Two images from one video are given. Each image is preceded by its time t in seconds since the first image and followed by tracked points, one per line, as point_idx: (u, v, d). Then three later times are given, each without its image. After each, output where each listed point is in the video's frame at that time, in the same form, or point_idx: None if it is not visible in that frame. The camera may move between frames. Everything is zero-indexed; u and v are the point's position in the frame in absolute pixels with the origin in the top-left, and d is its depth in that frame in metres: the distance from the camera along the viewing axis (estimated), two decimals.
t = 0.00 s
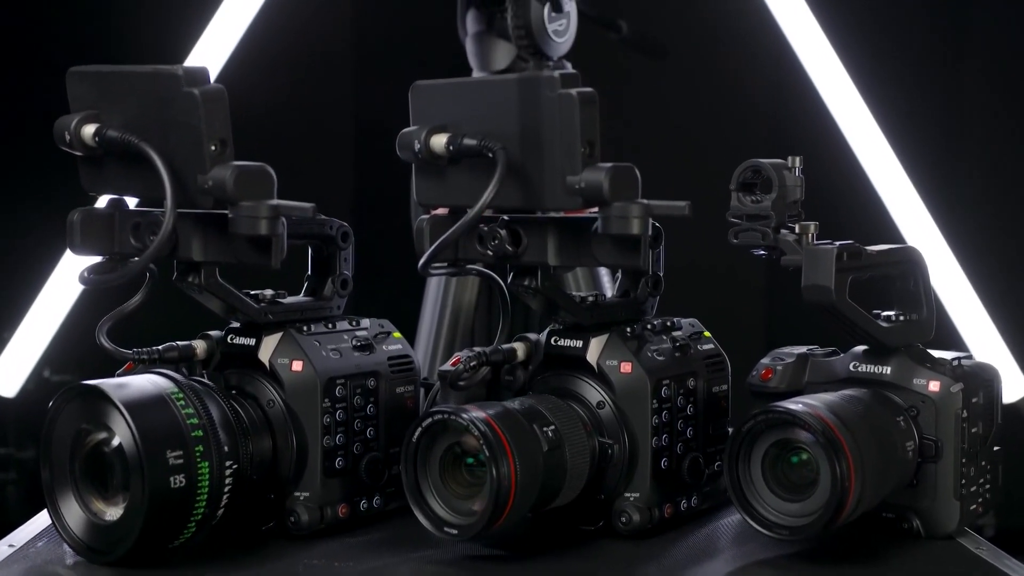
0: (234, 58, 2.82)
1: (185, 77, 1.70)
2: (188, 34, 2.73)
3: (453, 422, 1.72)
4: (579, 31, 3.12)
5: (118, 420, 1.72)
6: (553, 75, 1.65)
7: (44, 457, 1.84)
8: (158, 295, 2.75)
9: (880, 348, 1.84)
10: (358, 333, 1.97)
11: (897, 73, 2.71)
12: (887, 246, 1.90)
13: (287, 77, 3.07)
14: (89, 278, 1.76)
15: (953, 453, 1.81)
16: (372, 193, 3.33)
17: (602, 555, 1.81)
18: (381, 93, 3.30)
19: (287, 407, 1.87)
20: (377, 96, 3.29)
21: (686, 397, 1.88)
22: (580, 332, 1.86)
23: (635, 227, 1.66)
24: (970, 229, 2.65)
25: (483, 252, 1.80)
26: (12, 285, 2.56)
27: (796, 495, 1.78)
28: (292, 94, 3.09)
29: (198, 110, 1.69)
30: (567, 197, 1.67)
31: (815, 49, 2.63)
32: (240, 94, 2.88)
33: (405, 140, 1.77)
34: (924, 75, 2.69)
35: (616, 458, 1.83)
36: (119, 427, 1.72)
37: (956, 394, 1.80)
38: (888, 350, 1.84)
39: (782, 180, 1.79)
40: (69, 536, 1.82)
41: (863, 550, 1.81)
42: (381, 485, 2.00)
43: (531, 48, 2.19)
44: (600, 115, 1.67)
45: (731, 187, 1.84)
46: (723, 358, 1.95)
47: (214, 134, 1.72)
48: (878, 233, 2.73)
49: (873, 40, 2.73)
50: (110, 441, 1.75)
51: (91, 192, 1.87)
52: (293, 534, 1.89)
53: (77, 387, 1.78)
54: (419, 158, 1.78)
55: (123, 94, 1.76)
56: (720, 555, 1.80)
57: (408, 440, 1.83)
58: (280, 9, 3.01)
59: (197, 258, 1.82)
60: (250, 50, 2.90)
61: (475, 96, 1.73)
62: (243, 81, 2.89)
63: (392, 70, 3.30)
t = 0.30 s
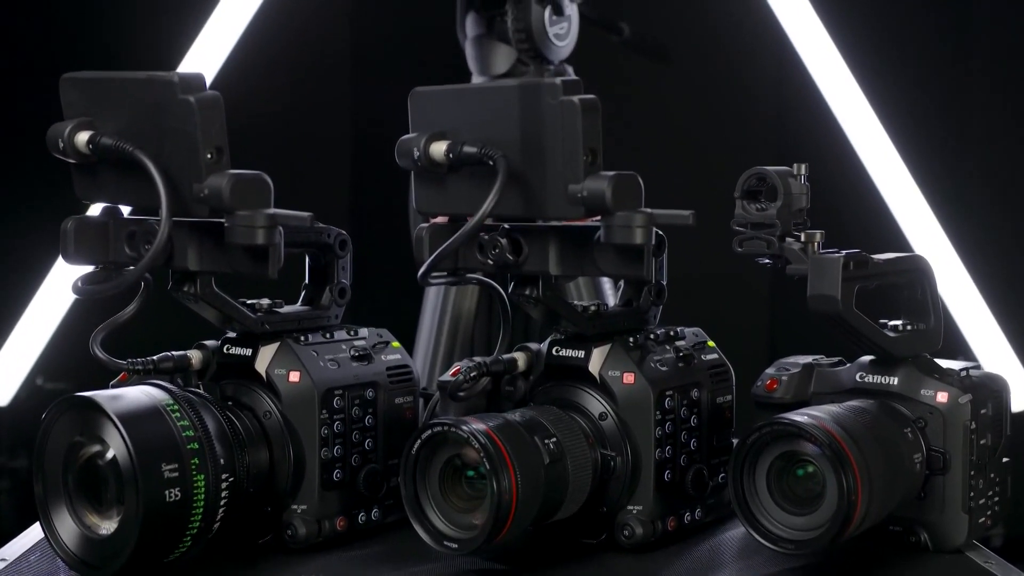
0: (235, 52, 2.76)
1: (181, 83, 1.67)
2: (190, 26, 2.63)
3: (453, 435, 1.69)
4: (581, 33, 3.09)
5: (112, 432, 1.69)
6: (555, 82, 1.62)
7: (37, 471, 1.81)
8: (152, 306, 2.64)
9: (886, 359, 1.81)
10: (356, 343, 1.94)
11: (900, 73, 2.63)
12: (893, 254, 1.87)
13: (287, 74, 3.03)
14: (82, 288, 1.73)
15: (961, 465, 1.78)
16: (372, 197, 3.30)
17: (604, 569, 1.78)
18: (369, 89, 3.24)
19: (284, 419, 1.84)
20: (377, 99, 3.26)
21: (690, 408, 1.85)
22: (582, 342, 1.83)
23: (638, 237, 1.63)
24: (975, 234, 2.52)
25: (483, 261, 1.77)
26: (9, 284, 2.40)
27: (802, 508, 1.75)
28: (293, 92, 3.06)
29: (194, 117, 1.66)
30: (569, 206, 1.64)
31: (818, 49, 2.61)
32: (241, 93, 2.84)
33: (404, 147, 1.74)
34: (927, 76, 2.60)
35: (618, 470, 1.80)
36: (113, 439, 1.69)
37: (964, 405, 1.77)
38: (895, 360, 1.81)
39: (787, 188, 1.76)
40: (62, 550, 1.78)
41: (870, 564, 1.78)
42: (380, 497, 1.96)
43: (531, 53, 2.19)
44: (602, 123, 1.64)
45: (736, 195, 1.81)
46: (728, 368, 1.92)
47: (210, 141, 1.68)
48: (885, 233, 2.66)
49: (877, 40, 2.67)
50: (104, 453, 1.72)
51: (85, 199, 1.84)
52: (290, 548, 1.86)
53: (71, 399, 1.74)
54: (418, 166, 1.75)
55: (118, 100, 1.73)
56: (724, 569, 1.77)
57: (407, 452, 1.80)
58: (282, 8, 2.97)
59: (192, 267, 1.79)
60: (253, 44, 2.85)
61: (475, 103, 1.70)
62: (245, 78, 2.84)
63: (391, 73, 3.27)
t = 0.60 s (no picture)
0: (236, 51, 2.73)
1: (176, 91, 1.64)
2: (191, 23, 2.61)
3: (453, 448, 1.66)
4: (583, 35, 3.06)
5: (105, 445, 1.66)
6: (556, 89, 1.59)
7: (30, 483, 1.78)
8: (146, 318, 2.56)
9: (893, 369, 1.78)
10: (354, 354, 1.91)
11: (905, 72, 2.58)
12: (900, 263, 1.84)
13: (287, 74, 3.00)
14: (75, 299, 1.70)
15: (969, 478, 1.75)
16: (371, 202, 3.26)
17: None
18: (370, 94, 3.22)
19: (281, 431, 1.81)
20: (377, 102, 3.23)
21: (693, 420, 1.82)
22: (583, 353, 1.80)
23: (642, 247, 1.60)
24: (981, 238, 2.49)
25: (484, 271, 1.74)
26: (8, 285, 2.29)
27: (807, 522, 1.72)
28: (293, 92, 3.03)
29: (189, 125, 1.63)
30: (571, 216, 1.61)
31: (824, 52, 2.55)
32: (242, 93, 2.80)
33: (403, 155, 1.71)
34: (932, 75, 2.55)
35: (620, 483, 1.77)
36: (107, 453, 1.66)
37: (972, 417, 1.74)
38: (902, 371, 1.78)
39: (793, 196, 1.73)
40: (55, 565, 1.75)
41: None
42: (379, 510, 1.94)
43: (532, 57, 2.16)
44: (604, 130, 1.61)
45: (740, 204, 1.78)
46: (732, 379, 1.89)
47: (206, 149, 1.65)
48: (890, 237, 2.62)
49: (883, 39, 2.61)
50: (98, 467, 1.69)
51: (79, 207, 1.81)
52: (287, 562, 1.83)
53: (64, 411, 1.71)
54: (418, 174, 1.71)
55: (112, 108, 1.70)
56: None
57: (405, 465, 1.77)
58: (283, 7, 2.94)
59: (188, 278, 1.76)
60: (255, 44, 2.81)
61: (475, 110, 1.67)
62: (246, 77, 2.81)
63: (391, 75, 3.24)
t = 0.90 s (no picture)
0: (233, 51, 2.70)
1: (169, 100, 1.61)
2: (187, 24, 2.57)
3: (452, 462, 1.63)
4: (585, 36, 3.02)
5: (98, 460, 1.62)
6: (557, 98, 1.56)
7: (21, 498, 1.74)
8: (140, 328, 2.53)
9: (901, 382, 1.75)
10: (352, 365, 1.88)
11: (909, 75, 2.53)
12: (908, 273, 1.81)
13: (287, 73, 2.96)
14: (66, 313, 1.66)
15: (978, 492, 1.72)
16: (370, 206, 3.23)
17: None
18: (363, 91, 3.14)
19: (277, 445, 1.78)
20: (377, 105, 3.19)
21: (697, 433, 1.79)
22: (584, 365, 1.76)
23: (645, 259, 1.57)
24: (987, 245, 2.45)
25: (484, 282, 1.71)
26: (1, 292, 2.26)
27: (813, 538, 1.69)
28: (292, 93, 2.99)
29: (183, 135, 1.60)
30: (572, 226, 1.58)
31: (827, 54, 2.53)
32: (238, 94, 2.77)
33: (402, 164, 1.68)
34: (938, 78, 2.48)
35: (623, 497, 1.74)
36: (100, 468, 1.62)
37: (981, 431, 1.70)
38: (909, 384, 1.75)
39: (798, 206, 1.70)
40: None
41: None
42: (377, 525, 1.90)
43: (532, 61, 2.13)
44: (606, 140, 1.58)
45: (745, 213, 1.74)
46: (736, 391, 1.86)
47: (200, 159, 1.62)
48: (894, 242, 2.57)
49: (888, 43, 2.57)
50: (91, 482, 1.65)
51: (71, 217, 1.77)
52: None
53: (56, 425, 1.68)
54: (417, 184, 1.68)
55: (104, 117, 1.66)
56: None
57: (404, 479, 1.74)
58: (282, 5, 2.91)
59: (182, 289, 1.72)
60: (252, 42, 2.79)
61: (474, 119, 1.64)
62: (242, 78, 2.77)
63: (392, 76, 3.20)
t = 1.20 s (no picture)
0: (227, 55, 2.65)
1: (162, 112, 1.56)
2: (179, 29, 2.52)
3: (451, 483, 1.59)
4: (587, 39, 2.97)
5: (89, 481, 1.58)
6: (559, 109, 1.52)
7: (10, 518, 1.69)
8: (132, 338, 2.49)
9: (911, 399, 1.70)
10: (348, 382, 1.84)
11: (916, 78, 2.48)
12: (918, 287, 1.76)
13: (283, 75, 2.91)
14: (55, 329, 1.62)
15: (991, 512, 1.67)
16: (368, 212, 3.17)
17: None
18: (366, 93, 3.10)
19: (271, 464, 1.73)
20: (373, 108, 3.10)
21: (702, 451, 1.74)
22: (587, 382, 1.72)
23: (649, 275, 1.52)
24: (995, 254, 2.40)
25: (484, 297, 1.66)
26: None
27: (821, 559, 1.64)
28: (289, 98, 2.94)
29: (176, 148, 1.55)
30: (576, 241, 1.54)
31: (827, 49, 2.46)
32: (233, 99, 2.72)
33: (400, 177, 1.63)
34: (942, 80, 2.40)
35: (626, 518, 1.69)
36: (90, 489, 1.58)
37: (994, 449, 1.66)
38: (920, 401, 1.70)
39: (805, 219, 1.65)
40: None
41: None
42: (374, 544, 1.86)
43: (532, 68, 2.08)
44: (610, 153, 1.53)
45: (752, 226, 1.70)
46: (742, 408, 1.81)
47: (193, 173, 1.58)
48: (897, 247, 2.51)
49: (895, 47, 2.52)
50: (80, 503, 1.60)
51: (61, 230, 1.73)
52: None
53: (46, 444, 1.63)
54: (415, 196, 1.64)
55: (96, 128, 1.62)
56: None
57: (402, 499, 1.70)
58: (278, 6, 2.86)
59: (175, 305, 1.68)
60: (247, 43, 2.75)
61: (474, 130, 1.59)
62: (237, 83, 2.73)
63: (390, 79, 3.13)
